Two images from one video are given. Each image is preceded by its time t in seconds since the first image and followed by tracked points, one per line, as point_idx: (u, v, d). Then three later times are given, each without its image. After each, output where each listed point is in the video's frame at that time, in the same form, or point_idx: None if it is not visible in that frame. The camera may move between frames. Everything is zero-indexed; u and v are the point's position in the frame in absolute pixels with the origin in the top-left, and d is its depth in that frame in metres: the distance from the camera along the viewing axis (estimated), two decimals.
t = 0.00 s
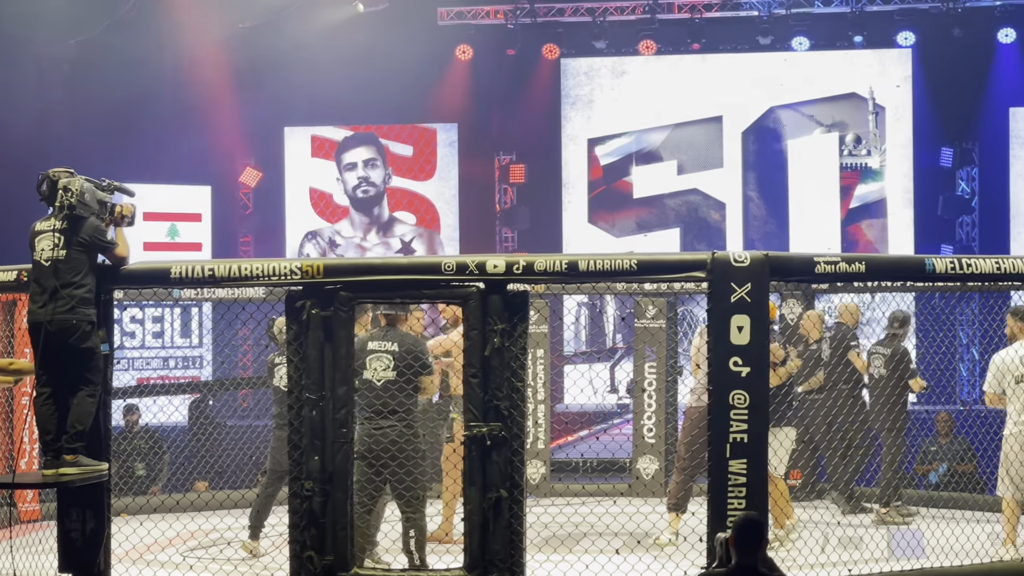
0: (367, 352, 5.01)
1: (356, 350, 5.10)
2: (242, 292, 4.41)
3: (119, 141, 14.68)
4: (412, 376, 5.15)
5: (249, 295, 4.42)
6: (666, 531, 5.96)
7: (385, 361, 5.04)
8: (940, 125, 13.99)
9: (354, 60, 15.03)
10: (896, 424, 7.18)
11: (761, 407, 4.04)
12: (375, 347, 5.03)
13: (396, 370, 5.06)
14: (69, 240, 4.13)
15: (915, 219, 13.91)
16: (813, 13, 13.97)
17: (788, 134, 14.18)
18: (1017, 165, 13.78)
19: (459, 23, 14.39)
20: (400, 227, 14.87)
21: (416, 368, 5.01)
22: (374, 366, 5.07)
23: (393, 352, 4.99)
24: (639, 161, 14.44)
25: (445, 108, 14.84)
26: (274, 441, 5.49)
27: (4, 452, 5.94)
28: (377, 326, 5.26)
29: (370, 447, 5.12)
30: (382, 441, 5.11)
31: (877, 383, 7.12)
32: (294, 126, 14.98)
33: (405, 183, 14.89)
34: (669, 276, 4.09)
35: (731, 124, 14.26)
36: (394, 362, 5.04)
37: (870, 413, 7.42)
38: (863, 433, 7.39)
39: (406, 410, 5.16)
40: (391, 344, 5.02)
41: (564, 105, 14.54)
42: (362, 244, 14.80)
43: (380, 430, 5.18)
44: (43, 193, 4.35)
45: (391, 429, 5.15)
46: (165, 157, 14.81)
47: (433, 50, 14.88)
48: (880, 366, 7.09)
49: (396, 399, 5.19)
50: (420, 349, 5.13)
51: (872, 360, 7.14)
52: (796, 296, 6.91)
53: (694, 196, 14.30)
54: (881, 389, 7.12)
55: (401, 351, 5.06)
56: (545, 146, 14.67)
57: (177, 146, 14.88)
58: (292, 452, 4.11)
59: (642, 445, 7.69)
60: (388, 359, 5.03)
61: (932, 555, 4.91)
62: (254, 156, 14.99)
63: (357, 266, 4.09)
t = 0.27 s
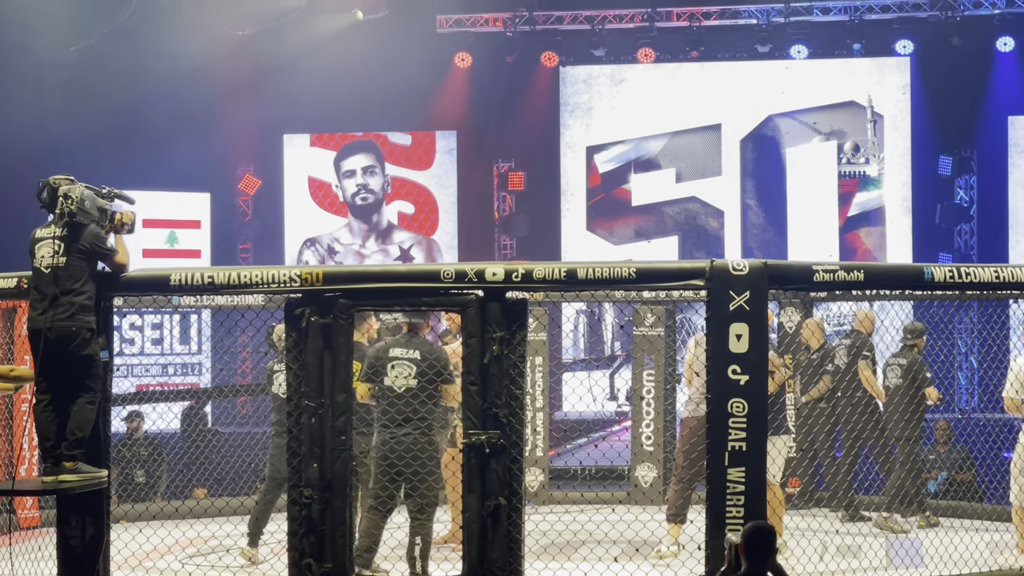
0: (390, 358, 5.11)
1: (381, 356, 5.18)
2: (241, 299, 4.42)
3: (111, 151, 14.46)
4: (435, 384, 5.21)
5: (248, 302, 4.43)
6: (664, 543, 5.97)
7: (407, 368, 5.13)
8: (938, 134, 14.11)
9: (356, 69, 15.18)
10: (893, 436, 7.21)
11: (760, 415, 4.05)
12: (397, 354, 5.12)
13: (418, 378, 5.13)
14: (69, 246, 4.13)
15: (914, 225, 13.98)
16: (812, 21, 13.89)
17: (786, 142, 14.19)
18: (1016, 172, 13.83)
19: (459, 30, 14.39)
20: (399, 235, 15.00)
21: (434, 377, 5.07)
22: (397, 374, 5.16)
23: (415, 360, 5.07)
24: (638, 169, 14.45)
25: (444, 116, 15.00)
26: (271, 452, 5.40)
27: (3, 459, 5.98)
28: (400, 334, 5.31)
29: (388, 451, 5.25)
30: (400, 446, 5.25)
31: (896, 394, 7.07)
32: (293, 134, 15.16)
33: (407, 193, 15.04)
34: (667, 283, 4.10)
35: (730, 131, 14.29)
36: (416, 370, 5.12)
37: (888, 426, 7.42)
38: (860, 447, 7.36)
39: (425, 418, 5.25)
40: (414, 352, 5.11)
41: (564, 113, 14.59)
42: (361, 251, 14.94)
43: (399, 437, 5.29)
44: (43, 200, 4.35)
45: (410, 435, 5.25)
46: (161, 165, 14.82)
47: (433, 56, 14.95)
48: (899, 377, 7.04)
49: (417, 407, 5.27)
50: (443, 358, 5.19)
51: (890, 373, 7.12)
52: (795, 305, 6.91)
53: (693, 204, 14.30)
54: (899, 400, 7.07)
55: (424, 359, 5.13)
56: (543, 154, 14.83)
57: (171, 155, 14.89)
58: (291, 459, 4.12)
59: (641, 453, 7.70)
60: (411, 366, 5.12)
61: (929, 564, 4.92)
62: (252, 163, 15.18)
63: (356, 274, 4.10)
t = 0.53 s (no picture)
0: (404, 363, 5.11)
1: (393, 362, 5.19)
2: (245, 305, 4.43)
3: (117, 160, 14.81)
4: (446, 390, 5.19)
5: (251, 308, 4.43)
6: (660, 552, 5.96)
7: (419, 374, 5.13)
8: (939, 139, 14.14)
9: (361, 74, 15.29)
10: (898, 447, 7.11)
11: (763, 423, 4.06)
12: (411, 359, 5.12)
13: (430, 385, 5.13)
14: (72, 252, 4.14)
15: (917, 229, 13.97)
16: (814, 27, 13.84)
17: (789, 148, 14.20)
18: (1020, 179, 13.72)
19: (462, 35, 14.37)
20: (402, 240, 15.03)
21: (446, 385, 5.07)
22: (409, 379, 5.17)
23: (426, 365, 5.07)
24: (641, 175, 14.49)
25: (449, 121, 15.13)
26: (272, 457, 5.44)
27: (5, 464, 6.02)
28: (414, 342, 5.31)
29: (400, 459, 5.15)
30: (412, 453, 5.12)
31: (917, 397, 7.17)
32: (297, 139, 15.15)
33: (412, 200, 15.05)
34: (669, 291, 4.10)
35: (733, 136, 14.31)
36: (428, 376, 5.12)
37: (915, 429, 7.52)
38: (871, 453, 7.42)
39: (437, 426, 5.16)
40: (427, 357, 5.10)
41: (567, 119, 14.62)
42: (364, 257, 14.98)
43: (411, 443, 5.17)
44: (47, 206, 4.34)
45: (420, 442, 5.13)
46: (166, 172, 15.22)
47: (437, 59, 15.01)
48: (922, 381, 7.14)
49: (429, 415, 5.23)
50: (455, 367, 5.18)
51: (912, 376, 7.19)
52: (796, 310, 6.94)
53: (696, 210, 14.33)
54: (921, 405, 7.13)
55: (436, 366, 5.12)
56: (545, 159, 14.92)
57: (176, 163, 15.28)
58: (295, 465, 4.12)
59: (643, 458, 7.72)
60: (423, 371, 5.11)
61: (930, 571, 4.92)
62: (255, 169, 15.53)
63: (360, 281, 4.10)
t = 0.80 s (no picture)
0: (407, 364, 5.18)
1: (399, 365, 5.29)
2: (247, 307, 4.43)
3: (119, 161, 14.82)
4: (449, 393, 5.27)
5: (254, 310, 4.43)
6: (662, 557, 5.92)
7: (422, 376, 5.18)
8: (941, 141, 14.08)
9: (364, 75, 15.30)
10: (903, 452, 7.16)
11: (766, 426, 4.05)
12: (414, 361, 5.19)
13: (432, 386, 5.18)
14: (76, 254, 4.14)
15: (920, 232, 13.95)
16: (818, 28, 13.88)
17: (793, 150, 14.16)
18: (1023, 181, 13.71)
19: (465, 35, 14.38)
20: (405, 242, 15.00)
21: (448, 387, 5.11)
22: (412, 381, 5.22)
23: (429, 365, 5.15)
24: (644, 178, 14.45)
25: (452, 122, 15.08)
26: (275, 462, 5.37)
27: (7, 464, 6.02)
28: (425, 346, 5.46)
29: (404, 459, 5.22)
30: (415, 454, 5.19)
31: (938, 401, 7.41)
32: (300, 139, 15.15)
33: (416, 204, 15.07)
34: (672, 293, 4.09)
35: (736, 139, 14.29)
36: (430, 378, 5.17)
37: (936, 432, 7.77)
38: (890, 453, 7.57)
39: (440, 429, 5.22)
40: (430, 359, 5.16)
41: (570, 121, 14.61)
42: (367, 258, 14.95)
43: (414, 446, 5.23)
44: (51, 207, 4.35)
45: (423, 444, 5.19)
46: (168, 172, 15.10)
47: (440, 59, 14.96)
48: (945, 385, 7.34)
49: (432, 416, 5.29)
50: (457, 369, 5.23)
51: (933, 380, 7.40)
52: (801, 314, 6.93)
53: (699, 213, 14.30)
54: (940, 409, 7.36)
55: (438, 367, 5.18)
56: (548, 163, 14.92)
57: (178, 163, 15.14)
58: (297, 467, 4.12)
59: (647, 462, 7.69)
60: (426, 373, 5.18)
61: None
62: (259, 169, 15.26)
63: (363, 283, 4.09)
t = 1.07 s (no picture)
0: (404, 361, 5.19)
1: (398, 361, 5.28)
2: (250, 303, 4.43)
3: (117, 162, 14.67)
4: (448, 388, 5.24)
5: (257, 306, 4.43)
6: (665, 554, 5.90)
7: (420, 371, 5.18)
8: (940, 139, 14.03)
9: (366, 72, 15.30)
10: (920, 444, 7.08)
11: (769, 423, 4.05)
12: (412, 357, 5.20)
13: (430, 381, 5.18)
14: (78, 250, 4.14)
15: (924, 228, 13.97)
16: (822, 26, 13.90)
17: (797, 146, 14.19)
18: None
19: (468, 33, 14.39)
20: (408, 239, 14.88)
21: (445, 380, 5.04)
22: (412, 376, 5.22)
23: (427, 360, 5.14)
24: (648, 175, 14.43)
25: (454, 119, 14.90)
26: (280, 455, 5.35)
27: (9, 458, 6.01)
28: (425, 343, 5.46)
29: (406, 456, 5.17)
30: (416, 449, 5.15)
31: (969, 399, 7.38)
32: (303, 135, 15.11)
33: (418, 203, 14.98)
34: (674, 290, 4.09)
35: (739, 136, 14.28)
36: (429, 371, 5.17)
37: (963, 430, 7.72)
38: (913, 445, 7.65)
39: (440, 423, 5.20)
40: (427, 354, 5.17)
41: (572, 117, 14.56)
42: (369, 255, 14.81)
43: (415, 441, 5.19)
44: (53, 203, 4.34)
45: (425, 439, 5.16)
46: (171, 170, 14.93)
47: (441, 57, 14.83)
48: (978, 385, 7.27)
49: (433, 412, 5.26)
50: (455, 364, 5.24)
51: (966, 377, 7.34)
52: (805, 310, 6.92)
53: (703, 209, 14.28)
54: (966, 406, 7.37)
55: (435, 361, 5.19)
56: (552, 159, 14.74)
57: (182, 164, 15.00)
58: (299, 463, 4.12)
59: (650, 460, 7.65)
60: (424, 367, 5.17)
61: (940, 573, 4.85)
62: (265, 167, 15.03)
63: (366, 279, 4.10)
